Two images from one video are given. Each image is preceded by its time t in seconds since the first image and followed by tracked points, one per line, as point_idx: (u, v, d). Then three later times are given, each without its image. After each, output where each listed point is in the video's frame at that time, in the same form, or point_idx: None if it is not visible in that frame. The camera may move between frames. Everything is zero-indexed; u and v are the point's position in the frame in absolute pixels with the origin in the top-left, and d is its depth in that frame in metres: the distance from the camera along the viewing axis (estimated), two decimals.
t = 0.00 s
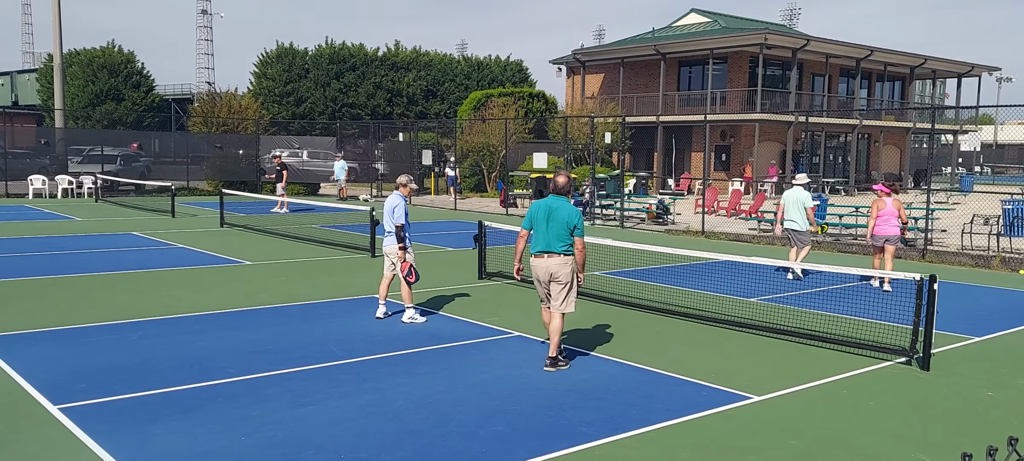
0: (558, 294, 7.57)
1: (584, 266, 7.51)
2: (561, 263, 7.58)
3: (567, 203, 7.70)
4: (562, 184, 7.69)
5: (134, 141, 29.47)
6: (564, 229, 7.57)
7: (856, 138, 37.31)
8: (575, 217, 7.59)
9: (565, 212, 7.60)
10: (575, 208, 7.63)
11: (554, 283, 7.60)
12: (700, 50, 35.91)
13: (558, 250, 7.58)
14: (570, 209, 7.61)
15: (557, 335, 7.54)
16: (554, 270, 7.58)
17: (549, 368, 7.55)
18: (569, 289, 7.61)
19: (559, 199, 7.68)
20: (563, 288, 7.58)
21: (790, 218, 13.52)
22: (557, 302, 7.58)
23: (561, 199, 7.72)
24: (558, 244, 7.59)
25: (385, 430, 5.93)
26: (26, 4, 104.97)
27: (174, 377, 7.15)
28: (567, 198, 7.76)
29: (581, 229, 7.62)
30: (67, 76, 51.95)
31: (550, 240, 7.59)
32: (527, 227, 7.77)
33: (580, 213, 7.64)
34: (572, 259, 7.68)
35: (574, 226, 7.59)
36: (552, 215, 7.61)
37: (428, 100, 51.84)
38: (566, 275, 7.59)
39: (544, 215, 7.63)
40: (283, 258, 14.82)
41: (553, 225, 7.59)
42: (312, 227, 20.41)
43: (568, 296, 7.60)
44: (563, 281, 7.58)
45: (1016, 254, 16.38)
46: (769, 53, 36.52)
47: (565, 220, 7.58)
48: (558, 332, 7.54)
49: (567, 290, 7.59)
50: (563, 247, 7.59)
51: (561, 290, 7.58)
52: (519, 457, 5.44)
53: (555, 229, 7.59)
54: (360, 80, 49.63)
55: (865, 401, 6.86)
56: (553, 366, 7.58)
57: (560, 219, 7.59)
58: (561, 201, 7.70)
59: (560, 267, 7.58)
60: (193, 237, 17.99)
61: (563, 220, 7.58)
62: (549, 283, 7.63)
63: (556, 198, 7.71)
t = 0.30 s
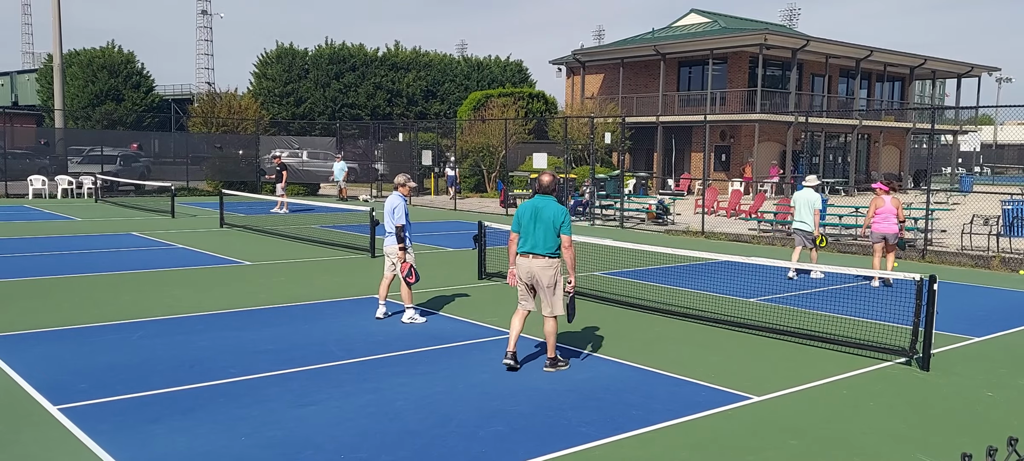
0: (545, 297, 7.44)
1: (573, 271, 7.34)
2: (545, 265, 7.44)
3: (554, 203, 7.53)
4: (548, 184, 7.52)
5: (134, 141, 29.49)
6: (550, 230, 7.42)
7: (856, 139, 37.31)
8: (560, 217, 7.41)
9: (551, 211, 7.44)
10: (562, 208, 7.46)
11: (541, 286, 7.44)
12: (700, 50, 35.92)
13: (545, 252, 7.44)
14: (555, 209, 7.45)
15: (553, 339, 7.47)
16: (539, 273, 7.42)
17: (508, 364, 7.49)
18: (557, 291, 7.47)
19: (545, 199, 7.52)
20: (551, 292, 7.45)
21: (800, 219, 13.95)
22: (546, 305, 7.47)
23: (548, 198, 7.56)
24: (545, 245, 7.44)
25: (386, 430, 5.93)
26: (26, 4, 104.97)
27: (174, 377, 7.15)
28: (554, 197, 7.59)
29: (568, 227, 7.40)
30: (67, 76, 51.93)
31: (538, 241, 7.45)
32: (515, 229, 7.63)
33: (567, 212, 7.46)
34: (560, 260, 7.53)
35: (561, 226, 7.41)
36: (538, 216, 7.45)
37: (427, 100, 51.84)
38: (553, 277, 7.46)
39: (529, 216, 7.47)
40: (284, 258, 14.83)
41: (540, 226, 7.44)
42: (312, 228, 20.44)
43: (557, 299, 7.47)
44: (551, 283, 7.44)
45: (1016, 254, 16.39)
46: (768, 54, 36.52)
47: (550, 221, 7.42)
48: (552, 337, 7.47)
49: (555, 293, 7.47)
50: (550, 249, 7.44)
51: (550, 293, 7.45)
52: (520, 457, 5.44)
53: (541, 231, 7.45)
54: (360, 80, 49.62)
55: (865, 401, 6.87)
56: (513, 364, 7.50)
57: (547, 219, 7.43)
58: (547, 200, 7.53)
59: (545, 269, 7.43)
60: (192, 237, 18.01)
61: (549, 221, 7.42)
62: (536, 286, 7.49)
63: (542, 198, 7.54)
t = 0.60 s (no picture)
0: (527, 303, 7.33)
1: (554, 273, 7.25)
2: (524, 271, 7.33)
3: (526, 206, 7.45)
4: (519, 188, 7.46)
5: (134, 141, 29.47)
6: (528, 234, 7.32)
7: (856, 139, 37.31)
8: (536, 218, 7.34)
9: (527, 215, 7.35)
10: (538, 210, 7.39)
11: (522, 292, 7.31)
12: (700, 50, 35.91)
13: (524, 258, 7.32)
14: (530, 213, 7.37)
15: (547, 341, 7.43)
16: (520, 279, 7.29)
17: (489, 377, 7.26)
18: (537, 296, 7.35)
19: (518, 203, 7.43)
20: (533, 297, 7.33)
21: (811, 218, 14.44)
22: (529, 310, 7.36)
23: (519, 202, 7.48)
24: (524, 250, 7.32)
25: (385, 431, 5.93)
26: (26, 4, 105.04)
27: (174, 377, 7.15)
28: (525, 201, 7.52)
29: (545, 227, 7.33)
30: (67, 76, 51.89)
31: (517, 247, 7.31)
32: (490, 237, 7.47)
33: (541, 213, 7.40)
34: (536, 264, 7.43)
35: (539, 229, 7.32)
36: (514, 221, 7.34)
37: (428, 100, 51.83)
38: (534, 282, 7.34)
39: (504, 222, 7.35)
40: (284, 258, 14.84)
41: (516, 230, 7.33)
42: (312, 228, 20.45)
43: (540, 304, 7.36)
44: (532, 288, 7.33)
45: (1016, 254, 16.40)
46: (768, 54, 36.51)
47: (527, 223, 7.33)
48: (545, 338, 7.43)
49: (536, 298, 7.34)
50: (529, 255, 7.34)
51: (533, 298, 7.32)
52: (520, 457, 5.44)
53: (518, 236, 7.33)
54: (360, 80, 49.62)
55: (865, 402, 6.87)
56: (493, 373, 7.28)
57: (523, 223, 7.33)
58: (521, 204, 7.44)
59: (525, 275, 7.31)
60: (192, 237, 18.02)
61: (525, 224, 7.32)
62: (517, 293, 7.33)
63: (514, 203, 7.45)
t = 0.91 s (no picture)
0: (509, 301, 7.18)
1: (526, 270, 7.19)
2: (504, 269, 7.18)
3: (504, 204, 7.34)
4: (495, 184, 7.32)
5: (134, 141, 29.46)
6: (506, 231, 7.20)
7: (856, 139, 37.32)
8: (514, 216, 7.23)
9: (504, 212, 7.25)
10: (516, 208, 7.28)
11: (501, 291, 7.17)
12: (700, 50, 35.93)
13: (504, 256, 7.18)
14: (508, 210, 7.26)
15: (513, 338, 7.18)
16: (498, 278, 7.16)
17: (505, 375, 7.17)
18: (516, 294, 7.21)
19: (495, 201, 7.32)
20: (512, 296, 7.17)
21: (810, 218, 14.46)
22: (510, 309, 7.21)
23: (496, 200, 7.36)
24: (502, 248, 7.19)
25: (385, 430, 5.93)
26: (26, 4, 105.06)
27: (174, 377, 7.15)
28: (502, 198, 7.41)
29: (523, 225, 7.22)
30: (67, 76, 51.87)
31: (495, 244, 7.18)
32: (468, 237, 7.35)
33: (519, 211, 7.30)
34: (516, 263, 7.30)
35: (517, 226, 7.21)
36: (492, 219, 7.23)
37: (427, 100, 51.84)
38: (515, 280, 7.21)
39: (483, 221, 7.23)
40: (284, 258, 14.84)
41: (494, 228, 7.22)
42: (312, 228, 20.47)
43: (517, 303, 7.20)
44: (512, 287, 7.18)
45: (1015, 255, 16.40)
46: (768, 54, 36.51)
47: (505, 221, 7.22)
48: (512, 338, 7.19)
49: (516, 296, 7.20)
50: (508, 252, 7.20)
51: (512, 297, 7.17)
52: (520, 457, 5.45)
53: (497, 234, 7.21)
54: (360, 80, 49.62)
55: (865, 402, 6.87)
56: (496, 375, 7.19)
57: (502, 220, 7.22)
58: (497, 202, 7.34)
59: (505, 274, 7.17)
60: (192, 237, 18.03)
61: (504, 221, 7.21)
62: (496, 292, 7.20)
63: (491, 200, 7.33)
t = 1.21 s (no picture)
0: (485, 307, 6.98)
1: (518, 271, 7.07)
2: (483, 273, 7.01)
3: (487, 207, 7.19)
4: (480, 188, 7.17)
5: (133, 141, 29.45)
6: (490, 234, 7.05)
7: (856, 139, 37.32)
8: (499, 221, 7.10)
9: (487, 216, 7.09)
10: (502, 213, 7.16)
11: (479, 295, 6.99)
12: (700, 50, 35.91)
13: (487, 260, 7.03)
14: (492, 214, 7.11)
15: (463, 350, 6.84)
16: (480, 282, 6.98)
17: (453, 390, 6.82)
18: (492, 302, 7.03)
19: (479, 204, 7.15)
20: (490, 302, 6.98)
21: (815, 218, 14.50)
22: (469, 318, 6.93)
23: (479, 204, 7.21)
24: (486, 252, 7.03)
25: (385, 430, 5.93)
26: (26, 4, 105.08)
27: (173, 377, 7.14)
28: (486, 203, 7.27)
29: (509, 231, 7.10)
30: (67, 76, 51.86)
31: (477, 247, 7.03)
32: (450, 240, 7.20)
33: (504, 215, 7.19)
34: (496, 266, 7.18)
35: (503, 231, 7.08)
36: (475, 221, 7.08)
37: (427, 100, 51.83)
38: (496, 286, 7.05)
39: (465, 223, 7.09)
40: (283, 258, 14.84)
41: (476, 232, 7.06)
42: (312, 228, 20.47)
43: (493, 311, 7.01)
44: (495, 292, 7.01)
45: (1015, 254, 16.39)
46: (768, 54, 36.48)
47: (487, 225, 7.06)
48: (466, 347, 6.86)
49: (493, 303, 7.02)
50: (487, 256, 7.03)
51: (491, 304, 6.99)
52: (520, 457, 5.44)
53: (478, 238, 7.05)
54: (360, 80, 49.62)
55: (865, 402, 6.87)
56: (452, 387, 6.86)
57: (486, 224, 7.07)
58: (482, 206, 7.17)
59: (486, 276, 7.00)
60: (191, 237, 18.02)
61: (489, 226, 7.06)
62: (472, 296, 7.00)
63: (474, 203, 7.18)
